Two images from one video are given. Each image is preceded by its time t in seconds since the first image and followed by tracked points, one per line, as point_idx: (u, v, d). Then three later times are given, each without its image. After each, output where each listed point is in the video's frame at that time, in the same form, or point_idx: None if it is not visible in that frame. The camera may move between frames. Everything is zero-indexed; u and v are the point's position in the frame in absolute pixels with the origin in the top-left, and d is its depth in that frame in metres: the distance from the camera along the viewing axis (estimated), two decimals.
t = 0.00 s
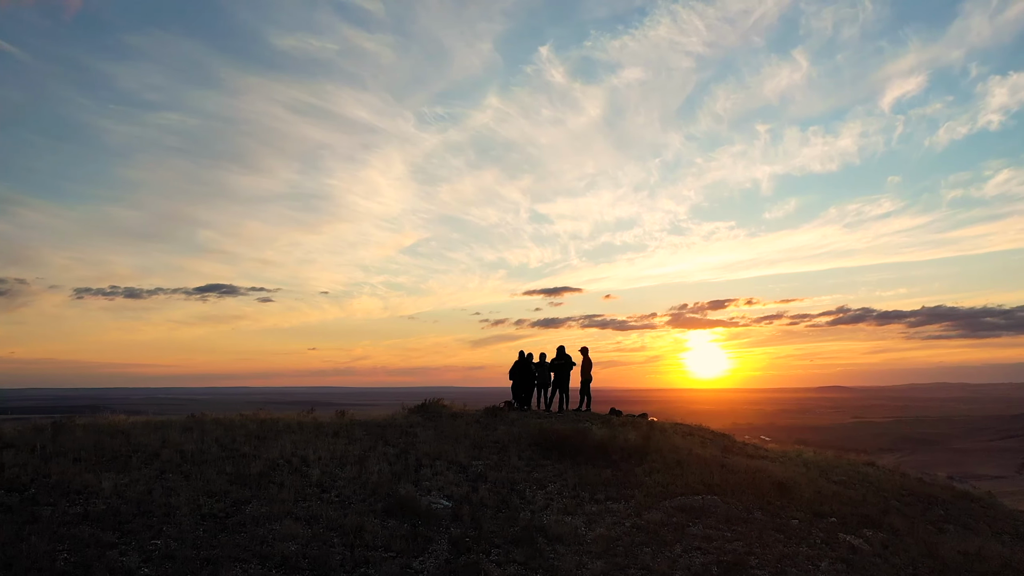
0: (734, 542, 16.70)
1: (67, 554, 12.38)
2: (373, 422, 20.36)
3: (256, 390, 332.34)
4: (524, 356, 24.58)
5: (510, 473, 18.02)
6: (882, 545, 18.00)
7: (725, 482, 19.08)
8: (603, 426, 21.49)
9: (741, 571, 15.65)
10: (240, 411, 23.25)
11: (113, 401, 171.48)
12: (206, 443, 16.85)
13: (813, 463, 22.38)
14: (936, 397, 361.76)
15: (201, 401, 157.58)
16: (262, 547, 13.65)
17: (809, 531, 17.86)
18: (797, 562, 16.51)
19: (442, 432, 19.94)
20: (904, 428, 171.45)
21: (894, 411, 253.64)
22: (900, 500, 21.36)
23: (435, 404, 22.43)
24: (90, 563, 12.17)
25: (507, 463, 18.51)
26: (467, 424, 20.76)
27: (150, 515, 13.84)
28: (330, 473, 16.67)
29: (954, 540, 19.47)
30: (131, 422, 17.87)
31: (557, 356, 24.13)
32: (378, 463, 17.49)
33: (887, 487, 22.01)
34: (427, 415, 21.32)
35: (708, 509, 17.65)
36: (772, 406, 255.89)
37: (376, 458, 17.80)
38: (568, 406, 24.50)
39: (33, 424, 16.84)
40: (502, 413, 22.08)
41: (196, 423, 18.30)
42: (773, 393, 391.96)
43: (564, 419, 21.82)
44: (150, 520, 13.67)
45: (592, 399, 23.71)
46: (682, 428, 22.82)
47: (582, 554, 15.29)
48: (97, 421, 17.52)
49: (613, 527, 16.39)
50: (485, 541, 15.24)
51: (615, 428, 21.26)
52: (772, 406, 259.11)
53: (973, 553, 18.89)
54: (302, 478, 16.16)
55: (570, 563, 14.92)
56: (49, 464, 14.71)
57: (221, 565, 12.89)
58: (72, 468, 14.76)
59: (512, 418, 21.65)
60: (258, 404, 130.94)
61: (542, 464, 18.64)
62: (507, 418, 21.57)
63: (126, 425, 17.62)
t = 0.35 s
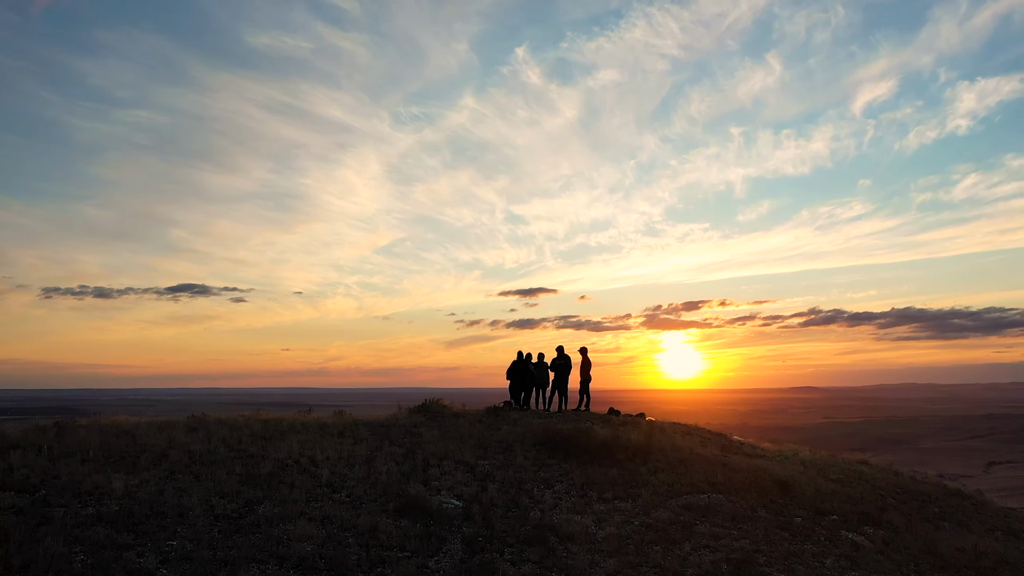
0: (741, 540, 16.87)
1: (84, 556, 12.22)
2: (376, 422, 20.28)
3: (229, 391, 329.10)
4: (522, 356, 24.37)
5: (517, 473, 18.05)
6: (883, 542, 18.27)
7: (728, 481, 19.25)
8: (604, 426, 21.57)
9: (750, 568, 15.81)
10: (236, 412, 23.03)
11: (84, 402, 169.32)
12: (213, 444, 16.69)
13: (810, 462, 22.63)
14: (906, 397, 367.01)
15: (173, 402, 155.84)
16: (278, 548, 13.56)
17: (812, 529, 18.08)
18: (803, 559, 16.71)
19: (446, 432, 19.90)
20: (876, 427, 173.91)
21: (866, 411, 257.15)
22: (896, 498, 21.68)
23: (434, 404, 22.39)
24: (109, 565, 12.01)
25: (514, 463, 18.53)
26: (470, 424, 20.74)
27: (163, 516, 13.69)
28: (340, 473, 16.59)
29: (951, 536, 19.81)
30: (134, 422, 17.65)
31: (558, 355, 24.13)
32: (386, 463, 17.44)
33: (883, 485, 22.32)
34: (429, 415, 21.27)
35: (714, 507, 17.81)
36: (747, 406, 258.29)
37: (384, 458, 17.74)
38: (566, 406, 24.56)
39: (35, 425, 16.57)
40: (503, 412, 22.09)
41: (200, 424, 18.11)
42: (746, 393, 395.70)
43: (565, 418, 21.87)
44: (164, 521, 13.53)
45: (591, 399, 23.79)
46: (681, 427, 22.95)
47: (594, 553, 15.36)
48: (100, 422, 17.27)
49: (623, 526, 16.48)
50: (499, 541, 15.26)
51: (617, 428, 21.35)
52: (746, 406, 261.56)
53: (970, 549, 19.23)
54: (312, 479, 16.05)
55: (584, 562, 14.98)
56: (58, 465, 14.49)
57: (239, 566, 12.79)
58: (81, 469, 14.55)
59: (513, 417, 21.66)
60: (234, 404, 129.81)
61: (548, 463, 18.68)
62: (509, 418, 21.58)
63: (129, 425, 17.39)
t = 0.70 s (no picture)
0: (748, 539, 17.03)
1: (101, 558, 12.04)
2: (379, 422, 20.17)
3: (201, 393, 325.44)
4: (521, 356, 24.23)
5: (524, 473, 18.06)
6: (884, 540, 18.54)
7: (731, 480, 19.41)
8: (606, 426, 21.64)
9: (759, 567, 15.97)
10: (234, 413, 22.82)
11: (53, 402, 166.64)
12: (219, 444, 16.51)
13: (806, 461, 22.89)
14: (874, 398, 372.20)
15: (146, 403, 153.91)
16: (295, 549, 13.46)
17: (815, 527, 18.29)
18: (809, 557, 16.91)
19: (450, 432, 19.86)
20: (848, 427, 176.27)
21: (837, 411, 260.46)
22: (892, 496, 22.00)
23: (436, 406, 22.39)
24: (127, 567, 11.84)
25: (520, 463, 18.55)
26: (472, 424, 20.71)
27: (177, 517, 13.53)
28: (349, 473, 16.50)
29: (947, 534, 20.15)
30: (137, 424, 17.40)
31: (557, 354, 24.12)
32: (393, 463, 17.37)
33: (879, 484, 22.64)
34: (431, 416, 21.21)
35: (719, 506, 17.96)
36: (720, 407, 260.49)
37: (391, 458, 17.66)
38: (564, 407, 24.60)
39: (37, 426, 16.27)
40: (504, 412, 22.08)
41: (204, 425, 17.93)
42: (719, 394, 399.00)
43: (566, 418, 21.92)
44: (178, 523, 13.36)
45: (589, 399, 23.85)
46: (680, 426, 23.11)
47: (606, 553, 15.43)
48: (102, 423, 17.01)
49: (632, 525, 16.57)
50: (511, 541, 15.27)
51: (618, 428, 21.44)
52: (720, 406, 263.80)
53: (967, 546, 19.57)
54: (322, 479, 15.95)
55: (597, 561, 15.04)
56: (67, 466, 14.27)
57: (257, 567, 12.68)
58: (89, 470, 14.33)
59: (515, 417, 21.69)
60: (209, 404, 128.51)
61: (554, 463, 18.71)
62: (511, 417, 21.60)
63: (132, 427, 17.15)
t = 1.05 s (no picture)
0: (754, 538, 17.17)
1: (118, 561, 11.85)
2: (381, 423, 20.06)
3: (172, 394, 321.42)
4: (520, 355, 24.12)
5: (530, 473, 18.06)
6: (884, 539, 18.79)
7: (733, 480, 19.56)
8: (606, 426, 21.70)
9: (767, 566, 16.11)
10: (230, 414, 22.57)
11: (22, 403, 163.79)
12: (226, 446, 16.33)
13: (803, 461, 23.13)
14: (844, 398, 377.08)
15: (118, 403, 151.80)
16: (311, 551, 13.35)
17: (818, 526, 18.49)
18: (814, 555, 17.10)
19: (453, 433, 19.80)
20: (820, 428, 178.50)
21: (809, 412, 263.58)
22: (887, 495, 22.30)
23: (437, 408, 22.47)
24: (146, 570, 11.67)
25: (526, 463, 18.56)
26: (475, 424, 20.67)
27: (191, 519, 13.36)
28: (357, 475, 16.40)
29: (943, 532, 20.48)
30: (139, 425, 17.16)
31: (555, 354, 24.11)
32: (401, 464, 17.28)
33: (874, 483, 22.93)
34: (432, 417, 21.14)
35: (724, 506, 18.09)
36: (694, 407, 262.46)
37: (398, 459, 17.57)
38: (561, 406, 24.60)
39: (38, 428, 15.98)
40: (504, 412, 22.05)
41: (207, 427, 17.72)
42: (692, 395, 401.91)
43: (567, 418, 21.94)
44: (192, 525, 13.19)
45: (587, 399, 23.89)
46: (678, 426, 23.24)
47: (618, 553, 15.47)
48: (105, 425, 16.74)
49: (641, 525, 16.63)
50: (524, 541, 15.27)
51: (619, 428, 21.50)
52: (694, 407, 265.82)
53: (963, 544, 19.91)
54: (331, 480, 15.83)
55: (610, 561, 15.09)
56: (75, 467, 14.02)
57: (276, 569, 12.56)
58: (99, 472, 14.09)
59: (517, 417, 21.68)
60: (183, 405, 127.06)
61: (559, 464, 18.73)
62: (512, 417, 21.59)
63: (135, 428, 16.89)
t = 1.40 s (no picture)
0: (760, 537, 17.32)
1: (137, 564, 11.69)
2: (384, 423, 19.96)
3: (142, 394, 317.09)
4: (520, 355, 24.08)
5: (537, 474, 18.07)
6: (884, 538, 19.05)
7: (735, 480, 19.71)
8: (607, 426, 21.77)
9: (775, 565, 16.26)
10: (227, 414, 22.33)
11: None
12: (234, 446, 16.15)
13: (799, 460, 23.36)
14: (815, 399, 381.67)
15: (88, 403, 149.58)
16: (328, 552, 13.26)
17: (820, 525, 18.70)
18: (819, 554, 17.29)
19: (457, 433, 19.75)
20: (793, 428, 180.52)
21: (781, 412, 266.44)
22: (882, 495, 22.61)
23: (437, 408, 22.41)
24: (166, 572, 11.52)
25: (532, 463, 18.57)
26: (477, 425, 20.63)
27: (206, 521, 13.21)
28: (367, 475, 16.30)
29: (938, 530, 20.81)
30: (143, 426, 16.93)
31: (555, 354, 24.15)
32: (409, 465, 17.21)
33: (868, 483, 23.23)
34: (433, 417, 21.07)
35: (729, 506, 18.24)
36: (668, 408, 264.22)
37: (405, 460, 17.50)
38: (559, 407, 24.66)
39: (42, 428, 15.71)
40: (504, 413, 22.04)
41: (211, 427, 17.52)
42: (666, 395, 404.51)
43: (567, 419, 21.98)
44: (207, 526, 13.04)
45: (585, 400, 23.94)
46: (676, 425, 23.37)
47: (629, 552, 15.54)
48: (108, 425, 16.50)
49: (649, 525, 16.70)
50: (536, 542, 15.27)
51: (620, 428, 21.57)
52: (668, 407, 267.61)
53: (958, 543, 20.24)
54: (342, 481, 15.73)
55: (622, 561, 15.15)
56: (85, 468, 13.80)
57: (295, 570, 12.46)
58: (109, 473, 13.87)
59: (518, 417, 21.69)
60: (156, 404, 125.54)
61: (564, 465, 18.76)
62: (513, 417, 21.59)
63: (139, 429, 16.66)
